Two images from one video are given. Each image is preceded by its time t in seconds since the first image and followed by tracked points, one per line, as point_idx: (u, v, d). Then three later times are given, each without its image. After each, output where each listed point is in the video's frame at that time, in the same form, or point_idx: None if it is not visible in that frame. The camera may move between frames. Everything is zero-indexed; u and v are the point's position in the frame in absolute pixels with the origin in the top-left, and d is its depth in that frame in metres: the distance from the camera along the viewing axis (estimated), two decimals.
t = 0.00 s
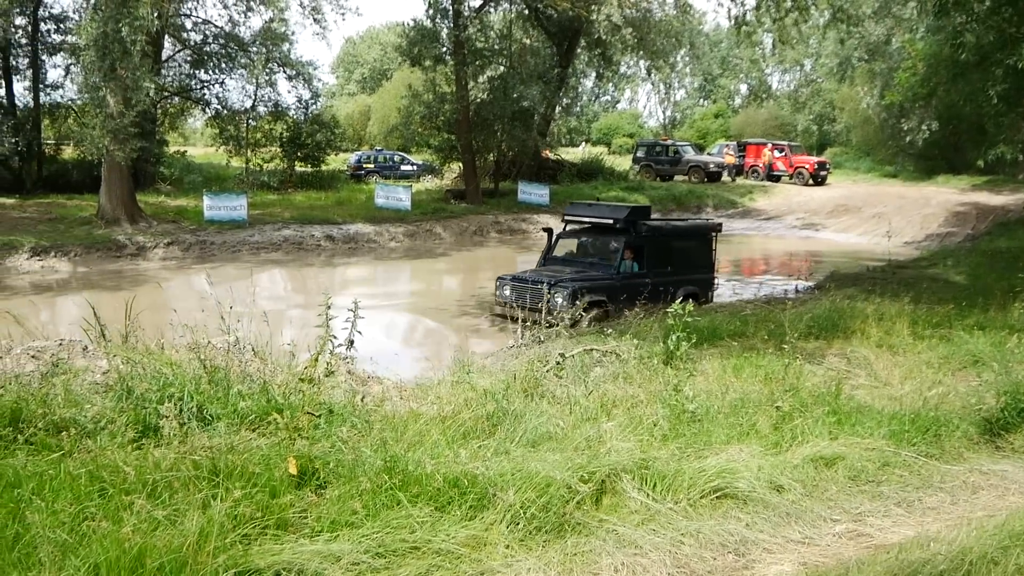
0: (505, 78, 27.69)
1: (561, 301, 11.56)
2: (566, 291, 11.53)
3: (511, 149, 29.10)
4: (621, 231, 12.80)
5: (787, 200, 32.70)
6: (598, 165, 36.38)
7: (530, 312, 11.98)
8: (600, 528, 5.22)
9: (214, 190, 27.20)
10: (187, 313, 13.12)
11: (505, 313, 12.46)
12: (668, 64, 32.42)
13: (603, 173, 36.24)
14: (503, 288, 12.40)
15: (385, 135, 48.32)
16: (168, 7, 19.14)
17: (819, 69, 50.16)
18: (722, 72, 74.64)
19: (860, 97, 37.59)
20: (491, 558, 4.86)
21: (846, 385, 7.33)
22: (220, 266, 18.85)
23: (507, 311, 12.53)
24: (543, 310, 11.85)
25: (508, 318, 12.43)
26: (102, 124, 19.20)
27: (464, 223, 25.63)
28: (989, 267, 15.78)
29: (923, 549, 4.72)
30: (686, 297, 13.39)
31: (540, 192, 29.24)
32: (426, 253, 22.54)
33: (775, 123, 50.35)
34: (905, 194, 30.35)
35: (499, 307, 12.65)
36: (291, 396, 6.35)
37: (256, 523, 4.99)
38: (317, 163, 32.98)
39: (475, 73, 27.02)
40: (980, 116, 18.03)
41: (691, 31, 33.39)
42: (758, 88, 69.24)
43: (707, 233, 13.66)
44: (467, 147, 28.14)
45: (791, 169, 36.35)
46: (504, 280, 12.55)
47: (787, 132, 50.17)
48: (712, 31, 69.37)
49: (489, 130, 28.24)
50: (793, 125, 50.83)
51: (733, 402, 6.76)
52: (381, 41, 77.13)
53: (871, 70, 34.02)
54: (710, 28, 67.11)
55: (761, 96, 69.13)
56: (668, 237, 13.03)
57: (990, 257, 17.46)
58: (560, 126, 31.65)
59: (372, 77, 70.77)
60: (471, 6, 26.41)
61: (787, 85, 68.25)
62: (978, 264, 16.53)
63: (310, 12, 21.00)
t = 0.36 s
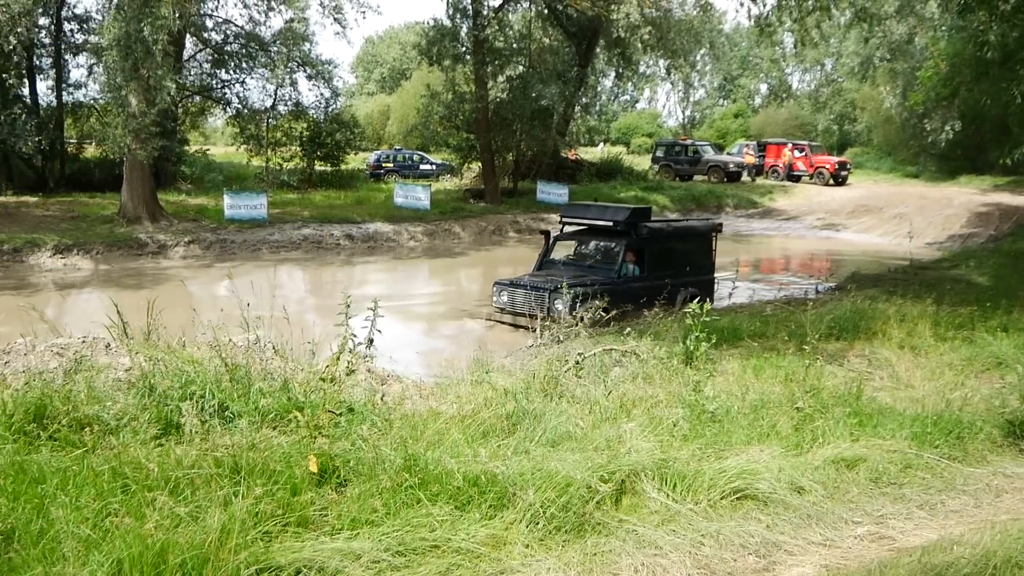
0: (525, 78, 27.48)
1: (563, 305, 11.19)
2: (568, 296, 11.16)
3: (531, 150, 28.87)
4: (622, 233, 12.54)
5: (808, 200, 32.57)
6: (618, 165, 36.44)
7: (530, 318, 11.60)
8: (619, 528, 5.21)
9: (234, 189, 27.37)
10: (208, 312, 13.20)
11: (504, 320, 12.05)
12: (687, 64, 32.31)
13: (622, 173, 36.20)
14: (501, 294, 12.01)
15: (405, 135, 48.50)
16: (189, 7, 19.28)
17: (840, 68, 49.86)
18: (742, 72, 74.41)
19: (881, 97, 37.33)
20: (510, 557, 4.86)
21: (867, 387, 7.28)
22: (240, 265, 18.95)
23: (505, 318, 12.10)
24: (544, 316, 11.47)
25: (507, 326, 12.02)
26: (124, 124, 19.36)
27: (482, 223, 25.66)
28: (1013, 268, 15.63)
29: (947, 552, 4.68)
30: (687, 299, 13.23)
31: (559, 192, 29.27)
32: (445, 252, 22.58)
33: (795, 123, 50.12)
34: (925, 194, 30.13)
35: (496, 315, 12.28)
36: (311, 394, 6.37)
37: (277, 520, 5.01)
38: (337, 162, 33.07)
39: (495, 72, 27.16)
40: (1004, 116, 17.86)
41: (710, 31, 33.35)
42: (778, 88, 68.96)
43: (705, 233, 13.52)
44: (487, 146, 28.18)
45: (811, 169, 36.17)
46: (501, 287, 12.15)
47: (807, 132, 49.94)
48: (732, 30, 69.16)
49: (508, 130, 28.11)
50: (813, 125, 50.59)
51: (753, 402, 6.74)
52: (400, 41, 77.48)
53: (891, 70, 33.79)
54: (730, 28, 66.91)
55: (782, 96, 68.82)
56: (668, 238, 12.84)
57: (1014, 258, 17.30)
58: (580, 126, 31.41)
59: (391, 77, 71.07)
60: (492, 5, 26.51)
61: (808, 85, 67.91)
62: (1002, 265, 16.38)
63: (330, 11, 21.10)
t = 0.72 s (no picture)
0: (547, 78, 27.44)
1: (564, 309, 10.90)
2: (568, 298, 10.91)
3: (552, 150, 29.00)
4: (622, 233, 12.29)
5: (832, 201, 32.39)
6: (640, 165, 36.42)
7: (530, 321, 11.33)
8: (642, 529, 5.20)
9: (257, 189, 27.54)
10: (231, 310, 13.29)
11: (502, 324, 11.84)
12: (710, 64, 32.17)
13: (644, 173, 36.16)
14: (499, 296, 11.73)
15: (426, 135, 48.70)
16: (213, 8, 19.40)
17: (863, 69, 49.53)
18: (765, 72, 74.12)
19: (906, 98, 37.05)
20: (533, 557, 4.86)
21: (891, 389, 7.22)
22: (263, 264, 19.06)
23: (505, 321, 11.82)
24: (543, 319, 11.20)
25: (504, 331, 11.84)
26: (149, 124, 19.51)
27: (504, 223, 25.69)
28: None
29: (972, 557, 4.64)
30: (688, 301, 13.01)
31: (580, 193, 29.21)
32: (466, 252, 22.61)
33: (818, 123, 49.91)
34: (948, 196, 29.87)
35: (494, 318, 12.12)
36: (334, 393, 6.40)
37: (300, 518, 5.04)
38: (360, 163, 32.96)
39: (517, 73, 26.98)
40: None
41: (733, 32, 33.18)
42: (801, 88, 68.67)
43: (706, 233, 13.32)
44: (508, 146, 28.26)
45: (835, 170, 35.99)
46: (500, 288, 11.85)
47: (830, 133, 49.65)
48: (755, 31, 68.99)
49: (530, 129, 28.22)
50: (837, 126, 50.29)
51: (777, 404, 6.70)
52: (422, 42, 77.76)
53: (915, 70, 33.53)
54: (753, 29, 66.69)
55: (804, 97, 68.58)
56: (670, 238, 12.62)
57: None
58: (602, 126, 31.25)
59: (413, 77, 71.51)
60: (513, 5, 26.23)
61: (831, 85, 67.60)
62: None
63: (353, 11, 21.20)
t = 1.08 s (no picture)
0: (566, 80, 27.30)
1: (557, 313, 10.78)
2: (563, 304, 10.75)
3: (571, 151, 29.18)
4: (617, 235, 11.86)
5: (852, 203, 32.21)
6: (659, 167, 36.39)
7: (521, 327, 11.19)
8: (661, 532, 5.19)
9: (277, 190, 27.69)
10: (251, 310, 13.38)
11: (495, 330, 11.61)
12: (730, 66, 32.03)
13: (663, 175, 36.10)
14: (491, 302, 11.62)
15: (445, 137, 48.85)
16: (233, 9, 19.46)
17: (885, 70, 49.20)
18: (784, 73, 73.90)
19: (927, 100, 36.77)
20: (551, 559, 4.87)
21: (913, 393, 7.17)
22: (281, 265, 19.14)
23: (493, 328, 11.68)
24: (536, 325, 11.07)
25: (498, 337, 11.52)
26: (171, 125, 19.68)
27: (522, 224, 25.70)
28: None
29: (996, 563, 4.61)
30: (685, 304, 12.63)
31: (599, 195, 29.11)
32: (485, 254, 22.63)
33: (838, 125, 49.65)
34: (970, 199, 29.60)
35: (486, 323, 11.77)
36: (353, 393, 6.42)
37: (320, 518, 5.06)
38: (379, 164, 33.05)
39: (536, 74, 27.08)
40: None
41: (753, 33, 33.00)
42: (822, 90, 68.32)
43: (700, 235, 13.01)
44: (528, 148, 28.39)
45: (856, 172, 35.86)
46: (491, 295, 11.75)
47: (851, 135, 49.40)
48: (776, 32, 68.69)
49: (549, 131, 28.50)
50: (858, 127, 49.99)
51: (796, 408, 6.67)
52: (440, 43, 78.08)
53: (936, 71, 33.27)
54: (773, 30, 66.44)
55: (825, 98, 68.18)
56: (665, 240, 12.25)
57: None
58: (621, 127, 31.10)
59: (434, 78, 71.85)
60: (533, 6, 26.43)
61: (852, 86, 67.16)
62: None
63: (372, 10, 21.37)
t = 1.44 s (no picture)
0: (584, 82, 27.15)
1: (546, 320, 10.74)
2: (551, 312, 10.69)
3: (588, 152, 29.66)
4: (612, 239, 11.66)
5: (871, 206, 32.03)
6: (677, 168, 36.36)
7: (509, 333, 11.16)
8: (678, 534, 5.17)
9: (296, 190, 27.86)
10: (270, 310, 13.47)
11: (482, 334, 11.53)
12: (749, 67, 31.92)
13: (681, 177, 36.03)
14: (481, 305, 11.56)
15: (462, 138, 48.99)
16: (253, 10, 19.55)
17: (905, 72, 48.89)
18: (803, 73, 73.64)
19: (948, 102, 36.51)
20: (569, 560, 4.87)
21: (933, 397, 7.12)
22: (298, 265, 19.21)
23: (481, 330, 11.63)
24: (524, 331, 11.03)
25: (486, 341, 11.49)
26: (190, 125, 19.83)
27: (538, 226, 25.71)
28: None
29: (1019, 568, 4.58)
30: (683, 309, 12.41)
31: (616, 196, 29.15)
32: (503, 255, 22.65)
33: (858, 127, 49.44)
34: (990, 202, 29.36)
35: (475, 326, 11.73)
36: (372, 393, 6.44)
37: (339, 517, 5.09)
38: (397, 164, 33.19)
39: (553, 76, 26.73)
40: None
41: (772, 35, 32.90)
42: (841, 91, 68.02)
43: (704, 238, 12.67)
44: (546, 149, 28.58)
45: (875, 174, 35.70)
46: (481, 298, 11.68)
47: (870, 137, 49.16)
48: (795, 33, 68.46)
49: (568, 133, 28.79)
50: (877, 129, 49.71)
51: (815, 411, 6.64)
52: (458, 44, 78.44)
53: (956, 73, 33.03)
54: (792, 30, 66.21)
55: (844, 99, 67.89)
56: (664, 244, 11.97)
57: None
58: (639, 129, 31.02)
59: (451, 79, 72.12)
60: (551, 8, 26.45)
61: (871, 88, 66.82)
62: None
63: (392, 12, 21.41)
